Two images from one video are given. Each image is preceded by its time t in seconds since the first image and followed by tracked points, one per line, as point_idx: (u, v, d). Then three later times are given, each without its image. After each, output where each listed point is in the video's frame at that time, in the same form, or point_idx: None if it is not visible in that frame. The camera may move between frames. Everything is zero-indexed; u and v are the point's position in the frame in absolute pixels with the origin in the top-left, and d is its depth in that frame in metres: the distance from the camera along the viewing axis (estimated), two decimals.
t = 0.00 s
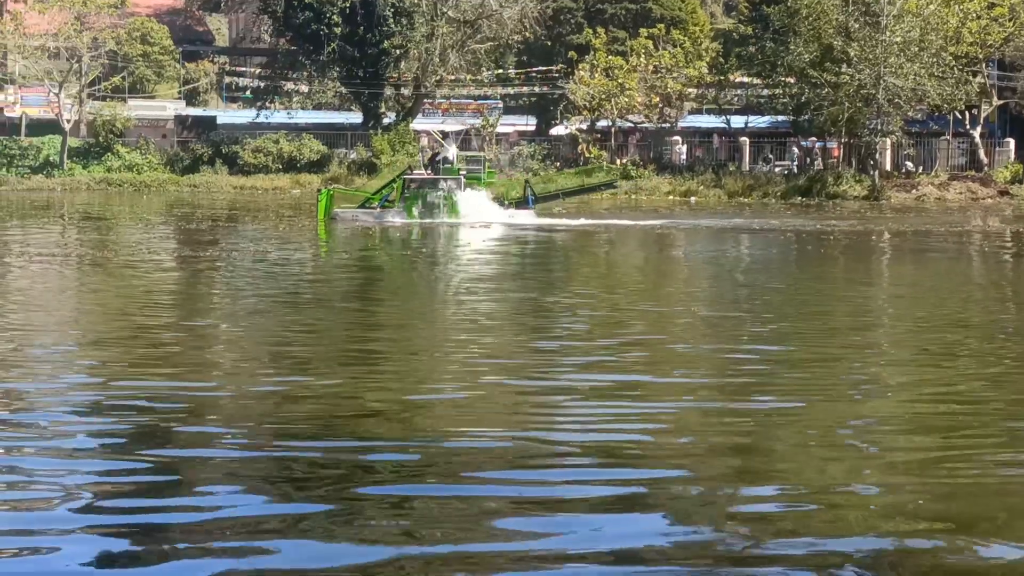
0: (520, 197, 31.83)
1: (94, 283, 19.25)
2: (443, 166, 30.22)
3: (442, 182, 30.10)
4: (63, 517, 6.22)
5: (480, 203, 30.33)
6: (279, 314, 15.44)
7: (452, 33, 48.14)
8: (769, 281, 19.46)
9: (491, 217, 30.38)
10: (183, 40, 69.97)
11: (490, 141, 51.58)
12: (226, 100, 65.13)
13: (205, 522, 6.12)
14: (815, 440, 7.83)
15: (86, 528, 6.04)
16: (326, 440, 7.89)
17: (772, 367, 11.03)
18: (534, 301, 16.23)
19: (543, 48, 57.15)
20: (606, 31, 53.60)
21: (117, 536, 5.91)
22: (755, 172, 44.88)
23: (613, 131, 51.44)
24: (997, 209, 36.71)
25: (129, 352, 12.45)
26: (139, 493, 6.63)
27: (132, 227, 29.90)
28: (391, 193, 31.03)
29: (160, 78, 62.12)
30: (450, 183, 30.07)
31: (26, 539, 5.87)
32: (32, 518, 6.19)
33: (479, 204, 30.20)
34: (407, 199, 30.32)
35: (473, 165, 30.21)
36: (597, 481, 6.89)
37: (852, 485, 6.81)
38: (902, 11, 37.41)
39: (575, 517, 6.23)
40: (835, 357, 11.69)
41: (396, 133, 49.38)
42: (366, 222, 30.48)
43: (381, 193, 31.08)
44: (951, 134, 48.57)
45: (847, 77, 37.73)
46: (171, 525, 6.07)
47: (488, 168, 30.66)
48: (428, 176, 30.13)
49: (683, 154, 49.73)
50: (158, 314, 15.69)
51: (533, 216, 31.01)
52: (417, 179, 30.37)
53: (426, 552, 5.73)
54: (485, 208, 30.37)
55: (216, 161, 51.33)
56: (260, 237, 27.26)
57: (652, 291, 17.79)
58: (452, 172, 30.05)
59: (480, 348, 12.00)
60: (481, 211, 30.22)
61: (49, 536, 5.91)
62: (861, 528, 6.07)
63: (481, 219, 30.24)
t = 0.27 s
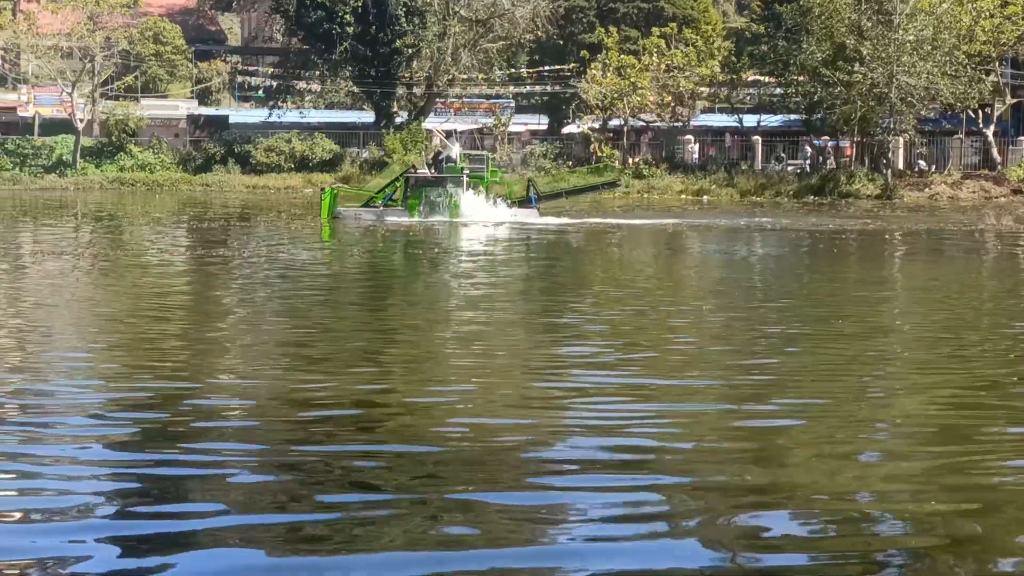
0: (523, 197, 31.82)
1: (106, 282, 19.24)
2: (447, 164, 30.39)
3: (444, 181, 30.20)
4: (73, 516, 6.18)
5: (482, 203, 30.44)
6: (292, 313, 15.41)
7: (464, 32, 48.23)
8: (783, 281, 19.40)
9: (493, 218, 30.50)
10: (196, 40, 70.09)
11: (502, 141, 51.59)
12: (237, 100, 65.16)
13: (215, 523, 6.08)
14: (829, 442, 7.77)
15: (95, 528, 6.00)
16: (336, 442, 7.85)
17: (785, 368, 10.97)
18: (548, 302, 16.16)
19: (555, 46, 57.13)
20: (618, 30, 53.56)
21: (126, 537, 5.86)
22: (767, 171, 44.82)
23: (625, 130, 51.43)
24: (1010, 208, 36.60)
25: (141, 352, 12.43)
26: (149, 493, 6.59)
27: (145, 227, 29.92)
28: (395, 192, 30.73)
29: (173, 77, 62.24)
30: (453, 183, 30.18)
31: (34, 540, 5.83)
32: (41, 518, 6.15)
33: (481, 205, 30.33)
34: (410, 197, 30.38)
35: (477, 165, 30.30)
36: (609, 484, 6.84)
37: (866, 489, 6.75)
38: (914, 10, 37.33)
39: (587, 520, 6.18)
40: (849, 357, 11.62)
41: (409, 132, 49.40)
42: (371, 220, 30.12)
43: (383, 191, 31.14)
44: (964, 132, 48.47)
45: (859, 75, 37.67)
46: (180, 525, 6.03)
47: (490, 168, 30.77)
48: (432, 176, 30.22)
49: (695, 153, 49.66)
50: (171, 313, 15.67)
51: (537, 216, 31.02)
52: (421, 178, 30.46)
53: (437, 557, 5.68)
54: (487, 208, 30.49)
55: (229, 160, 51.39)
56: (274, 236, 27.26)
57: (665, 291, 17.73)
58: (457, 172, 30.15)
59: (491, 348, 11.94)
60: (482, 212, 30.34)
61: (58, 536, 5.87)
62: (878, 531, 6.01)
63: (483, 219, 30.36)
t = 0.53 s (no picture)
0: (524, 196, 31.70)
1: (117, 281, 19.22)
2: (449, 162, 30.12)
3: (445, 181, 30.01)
4: (86, 521, 6.12)
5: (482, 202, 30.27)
6: (301, 312, 15.44)
7: (474, 32, 47.93)
8: (793, 280, 19.33)
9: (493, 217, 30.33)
10: (205, 39, 70.13)
11: (512, 140, 51.54)
12: (247, 99, 65.11)
13: (226, 528, 6.01)
14: (842, 447, 7.71)
15: (108, 533, 5.93)
16: (344, 443, 7.78)
17: (796, 368, 10.90)
18: (556, 301, 16.16)
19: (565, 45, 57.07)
20: (627, 29, 53.47)
21: (140, 541, 5.81)
22: (777, 170, 44.74)
23: (635, 129, 51.37)
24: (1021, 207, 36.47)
25: (152, 350, 12.38)
26: (160, 497, 6.53)
27: (155, 225, 29.95)
28: (395, 190, 30.84)
29: (183, 76, 62.26)
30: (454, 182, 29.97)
31: (46, 544, 5.77)
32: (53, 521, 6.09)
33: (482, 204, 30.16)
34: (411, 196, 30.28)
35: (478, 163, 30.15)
36: (622, 488, 6.77)
37: (882, 494, 6.69)
38: (924, 9, 37.21)
39: (597, 526, 6.12)
40: (860, 358, 11.55)
41: (419, 131, 49.34)
42: (370, 219, 30.32)
43: (384, 190, 31.04)
44: (974, 130, 48.35)
45: (869, 74, 37.56)
46: (192, 531, 5.96)
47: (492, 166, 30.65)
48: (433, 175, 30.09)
49: (705, 152, 49.57)
50: (181, 312, 15.71)
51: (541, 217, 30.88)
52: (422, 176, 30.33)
53: (450, 562, 5.62)
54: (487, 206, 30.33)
55: (238, 159, 51.40)
56: (284, 235, 27.29)
57: (675, 290, 17.67)
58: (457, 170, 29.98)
59: (502, 349, 11.89)
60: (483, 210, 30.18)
61: (70, 542, 5.82)
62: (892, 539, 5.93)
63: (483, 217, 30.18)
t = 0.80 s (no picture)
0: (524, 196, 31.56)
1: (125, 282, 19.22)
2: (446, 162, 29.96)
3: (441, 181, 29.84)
4: (92, 527, 6.07)
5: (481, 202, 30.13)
6: (306, 313, 15.44)
7: (482, 31, 47.42)
8: (801, 279, 19.29)
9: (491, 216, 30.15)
10: (213, 38, 70.18)
11: (521, 139, 51.52)
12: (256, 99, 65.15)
13: (233, 533, 5.96)
14: (850, 448, 7.66)
15: (115, 539, 5.88)
16: (350, 445, 7.74)
17: (805, 369, 10.86)
18: (562, 301, 16.13)
19: (573, 44, 57.02)
20: (635, 28, 53.40)
21: (146, 548, 5.76)
22: (785, 169, 44.67)
23: (643, 128, 51.33)
24: None
25: (159, 352, 12.36)
26: (166, 503, 6.48)
27: (162, 225, 29.96)
28: (394, 189, 30.89)
29: (191, 76, 62.29)
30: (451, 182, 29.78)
31: (52, 552, 5.72)
32: (59, 528, 6.04)
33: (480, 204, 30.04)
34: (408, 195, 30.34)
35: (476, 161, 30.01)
36: (631, 491, 6.72)
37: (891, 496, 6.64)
38: (933, 7, 37.10)
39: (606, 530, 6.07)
40: (868, 359, 11.51)
41: (427, 130, 49.30)
42: (368, 217, 30.46)
43: (383, 189, 31.01)
44: (984, 129, 48.26)
45: (878, 73, 37.48)
46: (197, 533, 5.95)
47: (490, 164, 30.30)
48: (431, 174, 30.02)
49: (714, 151, 49.49)
50: (187, 312, 15.71)
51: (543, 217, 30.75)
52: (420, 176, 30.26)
53: (458, 566, 5.57)
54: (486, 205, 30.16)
55: (247, 159, 51.41)
56: (291, 235, 27.28)
57: (683, 290, 17.63)
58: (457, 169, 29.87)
59: (507, 349, 11.88)
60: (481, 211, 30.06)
61: (76, 549, 5.76)
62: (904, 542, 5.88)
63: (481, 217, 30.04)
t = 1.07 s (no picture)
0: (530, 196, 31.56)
1: (142, 281, 19.21)
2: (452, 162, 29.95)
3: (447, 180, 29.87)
4: (112, 531, 6.03)
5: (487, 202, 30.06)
6: (324, 312, 15.40)
7: (499, 30, 48.26)
8: (817, 280, 19.20)
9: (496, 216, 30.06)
10: (229, 37, 70.28)
11: (537, 138, 51.53)
12: (272, 98, 65.17)
13: (253, 538, 5.92)
14: (872, 450, 7.59)
15: (135, 544, 5.84)
16: (367, 448, 7.69)
17: (825, 370, 10.79)
18: (579, 302, 16.09)
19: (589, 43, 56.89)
20: (652, 27, 53.26)
21: (166, 553, 5.72)
22: (802, 168, 44.53)
23: (659, 128, 51.23)
24: None
25: (177, 351, 12.33)
26: (186, 505, 6.43)
27: (178, 224, 29.94)
28: (401, 189, 30.91)
29: (208, 75, 62.35)
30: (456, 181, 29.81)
31: (72, 557, 5.69)
32: (77, 532, 6.00)
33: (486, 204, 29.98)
34: (414, 194, 30.32)
35: (482, 161, 29.93)
36: (653, 494, 6.66)
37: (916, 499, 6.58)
38: (951, 6, 36.94)
39: (628, 535, 6.01)
40: (888, 360, 11.42)
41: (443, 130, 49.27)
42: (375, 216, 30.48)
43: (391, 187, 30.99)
44: (1001, 129, 48.08)
45: (896, 72, 37.36)
46: (217, 537, 5.92)
47: (497, 162, 30.17)
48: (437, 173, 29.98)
49: (730, 150, 49.37)
50: (205, 311, 15.69)
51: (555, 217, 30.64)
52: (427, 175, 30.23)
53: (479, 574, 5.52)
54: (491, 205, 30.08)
55: (263, 159, 51.39)
56: (308, 234, 27.24)
57: (700, 290, 17.55)
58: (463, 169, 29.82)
59: (526, 351, 11.82)
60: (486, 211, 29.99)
61: (103, 553, 5.73)
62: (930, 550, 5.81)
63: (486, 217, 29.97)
